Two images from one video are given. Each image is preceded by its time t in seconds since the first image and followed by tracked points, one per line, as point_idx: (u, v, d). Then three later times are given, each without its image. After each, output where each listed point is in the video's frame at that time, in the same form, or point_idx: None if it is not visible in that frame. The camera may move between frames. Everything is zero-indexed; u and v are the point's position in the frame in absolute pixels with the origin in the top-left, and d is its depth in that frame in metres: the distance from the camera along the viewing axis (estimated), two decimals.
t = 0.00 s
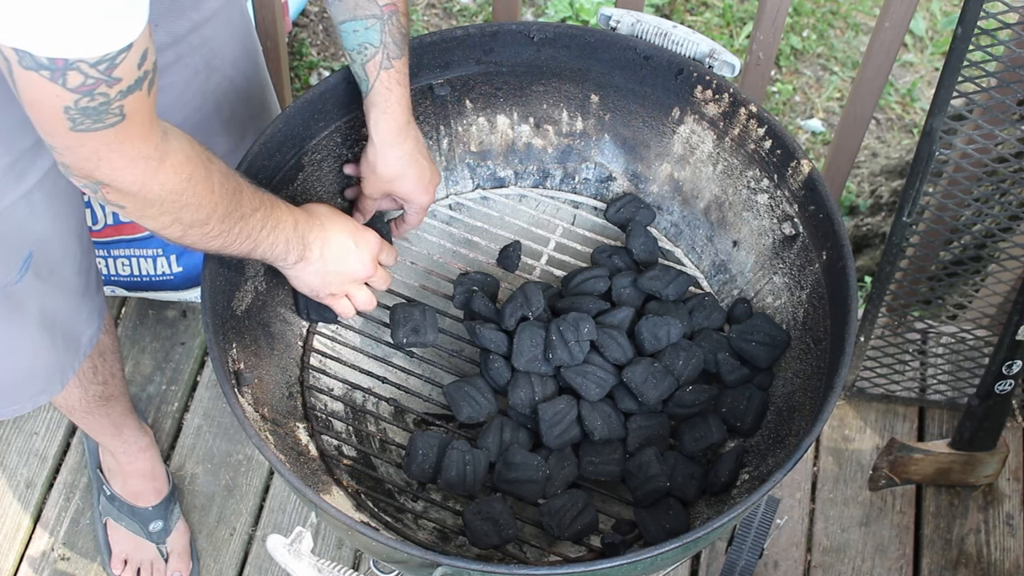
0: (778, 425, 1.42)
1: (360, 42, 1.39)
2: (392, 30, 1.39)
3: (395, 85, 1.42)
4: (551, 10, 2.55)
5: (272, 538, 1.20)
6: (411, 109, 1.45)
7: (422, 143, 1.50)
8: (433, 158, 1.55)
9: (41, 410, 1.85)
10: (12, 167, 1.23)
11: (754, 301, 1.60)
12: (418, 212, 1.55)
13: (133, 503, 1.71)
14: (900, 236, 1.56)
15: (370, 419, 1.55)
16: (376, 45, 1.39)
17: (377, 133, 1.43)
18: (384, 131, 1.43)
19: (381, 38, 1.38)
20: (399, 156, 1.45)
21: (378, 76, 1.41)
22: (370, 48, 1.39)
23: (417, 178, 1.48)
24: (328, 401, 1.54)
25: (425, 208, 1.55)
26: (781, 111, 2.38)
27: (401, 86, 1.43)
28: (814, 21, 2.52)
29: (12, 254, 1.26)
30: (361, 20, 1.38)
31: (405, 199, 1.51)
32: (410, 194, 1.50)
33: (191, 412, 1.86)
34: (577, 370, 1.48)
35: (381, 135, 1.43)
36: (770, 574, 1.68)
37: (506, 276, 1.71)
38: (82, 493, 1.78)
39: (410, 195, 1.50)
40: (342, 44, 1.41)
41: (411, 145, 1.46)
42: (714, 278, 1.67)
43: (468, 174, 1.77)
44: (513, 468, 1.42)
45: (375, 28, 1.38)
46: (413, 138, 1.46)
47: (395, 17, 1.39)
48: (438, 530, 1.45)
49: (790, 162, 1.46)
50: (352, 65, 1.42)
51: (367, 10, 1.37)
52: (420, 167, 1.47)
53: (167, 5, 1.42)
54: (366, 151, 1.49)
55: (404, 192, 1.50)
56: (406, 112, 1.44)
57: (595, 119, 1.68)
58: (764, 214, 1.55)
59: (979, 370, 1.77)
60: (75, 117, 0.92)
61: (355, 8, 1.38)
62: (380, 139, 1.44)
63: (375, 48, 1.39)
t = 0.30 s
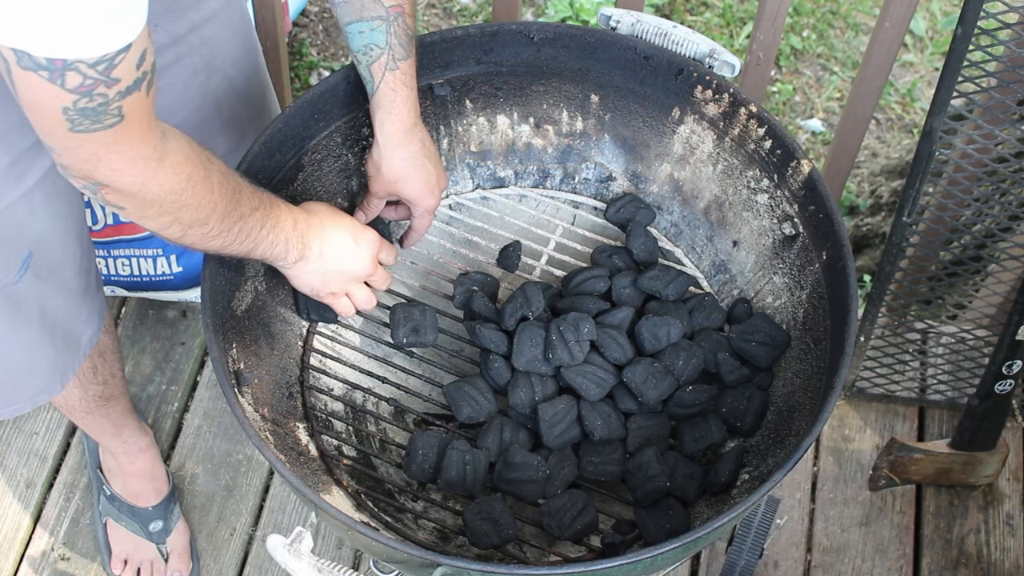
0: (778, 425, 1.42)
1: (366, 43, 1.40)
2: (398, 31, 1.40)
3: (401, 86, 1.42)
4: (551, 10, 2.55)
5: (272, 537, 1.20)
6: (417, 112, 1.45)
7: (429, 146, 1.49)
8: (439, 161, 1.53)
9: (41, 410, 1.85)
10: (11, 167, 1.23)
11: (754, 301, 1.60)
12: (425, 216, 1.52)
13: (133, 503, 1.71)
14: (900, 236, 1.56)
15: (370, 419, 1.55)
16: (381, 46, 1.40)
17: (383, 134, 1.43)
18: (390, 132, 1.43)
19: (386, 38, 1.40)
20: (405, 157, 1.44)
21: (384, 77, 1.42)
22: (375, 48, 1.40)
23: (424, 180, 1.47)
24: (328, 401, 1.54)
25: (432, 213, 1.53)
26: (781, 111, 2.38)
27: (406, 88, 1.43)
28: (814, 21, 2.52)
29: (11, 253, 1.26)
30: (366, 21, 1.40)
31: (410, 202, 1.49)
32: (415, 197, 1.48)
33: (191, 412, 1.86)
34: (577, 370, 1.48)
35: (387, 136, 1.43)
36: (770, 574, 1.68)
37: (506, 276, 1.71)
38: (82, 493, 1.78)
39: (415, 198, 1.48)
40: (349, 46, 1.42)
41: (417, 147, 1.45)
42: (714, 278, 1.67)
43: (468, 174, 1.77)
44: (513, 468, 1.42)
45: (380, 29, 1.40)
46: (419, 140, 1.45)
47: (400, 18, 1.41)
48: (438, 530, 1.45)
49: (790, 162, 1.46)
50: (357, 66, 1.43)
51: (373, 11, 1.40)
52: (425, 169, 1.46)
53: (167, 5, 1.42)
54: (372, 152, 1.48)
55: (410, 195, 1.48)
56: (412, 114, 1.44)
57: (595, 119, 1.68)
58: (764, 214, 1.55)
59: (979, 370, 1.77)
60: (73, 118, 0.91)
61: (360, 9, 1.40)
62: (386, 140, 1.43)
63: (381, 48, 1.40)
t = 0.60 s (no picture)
0: (778, 425, 1.42)
1: (366, 41, 1.39)
2: (398, 28, 1.40)
3: (401, 83, 1.42)
4: (551, 10, 2.55)
5: (272, 537, 1.20)
6: (417, 109, 1.45)
7: (429, 143, 1.49)
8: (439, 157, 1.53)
9: (41, 410, 1.85)
10: (11, 166, 1.23)
11: (754, 301, 1.60)
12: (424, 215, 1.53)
13: (133, 503, 1.71)
14: (900, 236, 1.56)
15: (370, 419, 1.55)
16: (381, 44, 1.39)
17: (384, 132, 1.43)
18: (391, 130, 1.43)
19: (386, 36, 1.39)
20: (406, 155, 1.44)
21: (384, 74, 1.41)
22: (375, 46, 1.39)
23: (425, 179, 1.47)
24: (328, 401, 1.54)
25: (432, 209, 1.53)
26: (781, 111, 2.38)
27: (406, 85, 1.43)
28: (814, 21, 2.52)
29: (11, 253, 1.26)
30: (366, 19, 1.39)
31: (411, 199, 1.49)
32: (416, 193, 1.48)
33: (191, 412, 1.86)
34: (577, 370, 1.48)
35: (387, 134, 1.43)
36: (770, 574, 1.68)
37: (506, 276, 1.71)
38: (82, 493, 1.78)
39: (415, 195, 1.48)
40: (348, 44, 1.42)
41: (417, 144, 1.45)
42: (714, 278, 1.67)
43: (468, 174, 1.77)
44: (513, 468, 1.42)
45: (380, 26, 1.39)
46: (420, 137, 1.46)
47: (400, 15, 1.40)
48: (438, 530, 1.45)
49: (790, 162, 1.46)
50: (357, 64, 1.42)
51: (373, 9, 1.39)
52: (426, 167, 1.47)
53: (167, 5, 1.42)
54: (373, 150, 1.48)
55: (411, 192, 1.48)
56: (412, 111, 1.44)
57: (595, 119, 1.68)
58: (764, 214, 1.55)
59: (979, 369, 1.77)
60: (73, 118, 0.91)
61: (360, 7, 1.39)
62: (386, 138, 1.43)
63: (381, 46, 1.39)
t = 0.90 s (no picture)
0: (778, 425, 1.42)
1: (367, 35, 1.39)
2: (399, 21, 1.40)
3: (405, 77, 1.42)
4: (551, 10, 2.55)
5: (272, 537, 1.20)
6: (423, 102, 1.44)
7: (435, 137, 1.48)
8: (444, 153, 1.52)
9: (41, 410, 1.85)
10: (10, 166, 1.22)
11: (754, 301, 1.60)
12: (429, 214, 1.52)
13: (133, 503, 1.71)
14: (900, 236, 1.56)
15: (370, 419, 1.55)
16: (383, 37, 1.39)
17: (389, 125, 1.41)
18: (397, 124, 1.42)
19: (387, 29, 1.39)
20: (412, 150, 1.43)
21: (387, 67, 1.41)
22: (377, 39, 1.39)
23: (430, 177, 1.46)
24: (328, 401, 1.54)
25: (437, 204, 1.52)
26: (781, 111, 2.38)
27: (411, 78, 1.42)
28: (814, 21, 2.52)
29: (10, 254, 1.26)
30: (367, 13, 1.39)
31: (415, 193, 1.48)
32: (421, 187, 1.47)
33: (191, 412, 1.86)
34: (577, 370, 1.48)
35: (393, 127, 1.42)
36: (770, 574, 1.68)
37: (506, 276, 1.71)
38: (82, 493, 1.78)
39: (420, 188, 1.47)
40: (350, 39, 1.42)
41: (423, 139, 1.44)
42: (714, 278, 1.67)
43: (468, 174, 1.77)
44: (513, 468, 1.42)
45: (382, 20, 1.39)
46: (426, 132, 1.44)
47: (402, 9, 1.40)
48: (438, 530, 1.45)
49: (790, 162, 1.46)
50: (360, 58, 1.42)
51: (374, 3, 1.39)
52: (431, 161, 1.45)
53: (168, 5, 1.42)
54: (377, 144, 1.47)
55: (415, 186, 1.47)
56: (417, 104, 1.43)
57: (595, 119, 1.68)
58: (764, 214, 1.55)
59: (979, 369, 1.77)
60: (53, 113, 0.91)
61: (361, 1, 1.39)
62: (392, 131, 1.42)
63: (382, 40, 1.39)
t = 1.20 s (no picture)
0: (778, 425, 1.42)
1: None
2: None
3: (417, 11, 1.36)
4: (551, 10, 2.55)
5: (272, 537, 1.20)
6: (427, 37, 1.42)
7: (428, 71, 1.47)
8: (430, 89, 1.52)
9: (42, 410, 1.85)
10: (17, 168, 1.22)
11: (754, 301, 1.60)
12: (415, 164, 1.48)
13: (133, 503, 1.71)
14: (900, 236, 1.56)
15: (370, 419, 1.55)
16: None
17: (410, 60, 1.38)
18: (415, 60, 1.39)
19: None
20: (409, 88, 1.40)
21: None
22: None
23: (417, 117, 1.43)
24: (328, 401, 1.54)
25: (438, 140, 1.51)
26: (781, 111, 2.38)
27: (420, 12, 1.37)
28: (814, 20, 2.52)
29: (17, 258, 1.26)
30: None
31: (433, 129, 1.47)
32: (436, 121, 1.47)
33: (191, 412, 1.86)
34: (577, 370, 1.48)
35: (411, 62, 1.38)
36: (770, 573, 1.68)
37: (506, 276, 1.71)
38: (82, 493, 1.78)
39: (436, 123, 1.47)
40: None
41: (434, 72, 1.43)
42: (714, 278, 1.67)
43: (468, 174, 1.76)
44: (513, 468, 1.42)
45: None
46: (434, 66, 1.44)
47: None
48: (438, 530, 1.45)
49: (790, 162, 1.46)
50: None
51: None
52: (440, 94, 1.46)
53: (172, 5, 1.44)
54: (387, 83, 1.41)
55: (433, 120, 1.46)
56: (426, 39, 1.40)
57: (595, 119, 1.68)
58: (764, 214, 1.55)
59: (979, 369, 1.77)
60: None
61: None
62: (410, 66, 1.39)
63: None
